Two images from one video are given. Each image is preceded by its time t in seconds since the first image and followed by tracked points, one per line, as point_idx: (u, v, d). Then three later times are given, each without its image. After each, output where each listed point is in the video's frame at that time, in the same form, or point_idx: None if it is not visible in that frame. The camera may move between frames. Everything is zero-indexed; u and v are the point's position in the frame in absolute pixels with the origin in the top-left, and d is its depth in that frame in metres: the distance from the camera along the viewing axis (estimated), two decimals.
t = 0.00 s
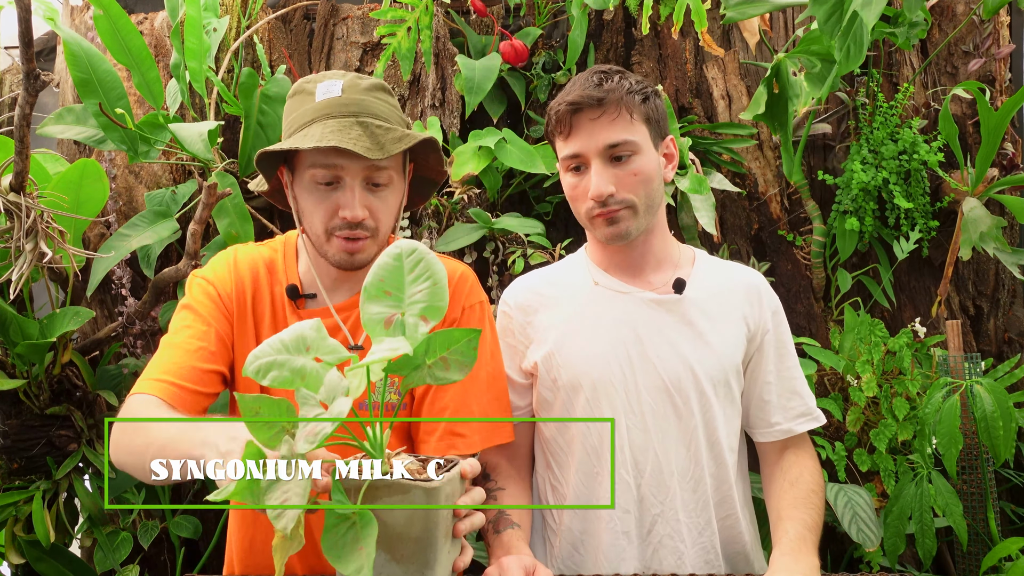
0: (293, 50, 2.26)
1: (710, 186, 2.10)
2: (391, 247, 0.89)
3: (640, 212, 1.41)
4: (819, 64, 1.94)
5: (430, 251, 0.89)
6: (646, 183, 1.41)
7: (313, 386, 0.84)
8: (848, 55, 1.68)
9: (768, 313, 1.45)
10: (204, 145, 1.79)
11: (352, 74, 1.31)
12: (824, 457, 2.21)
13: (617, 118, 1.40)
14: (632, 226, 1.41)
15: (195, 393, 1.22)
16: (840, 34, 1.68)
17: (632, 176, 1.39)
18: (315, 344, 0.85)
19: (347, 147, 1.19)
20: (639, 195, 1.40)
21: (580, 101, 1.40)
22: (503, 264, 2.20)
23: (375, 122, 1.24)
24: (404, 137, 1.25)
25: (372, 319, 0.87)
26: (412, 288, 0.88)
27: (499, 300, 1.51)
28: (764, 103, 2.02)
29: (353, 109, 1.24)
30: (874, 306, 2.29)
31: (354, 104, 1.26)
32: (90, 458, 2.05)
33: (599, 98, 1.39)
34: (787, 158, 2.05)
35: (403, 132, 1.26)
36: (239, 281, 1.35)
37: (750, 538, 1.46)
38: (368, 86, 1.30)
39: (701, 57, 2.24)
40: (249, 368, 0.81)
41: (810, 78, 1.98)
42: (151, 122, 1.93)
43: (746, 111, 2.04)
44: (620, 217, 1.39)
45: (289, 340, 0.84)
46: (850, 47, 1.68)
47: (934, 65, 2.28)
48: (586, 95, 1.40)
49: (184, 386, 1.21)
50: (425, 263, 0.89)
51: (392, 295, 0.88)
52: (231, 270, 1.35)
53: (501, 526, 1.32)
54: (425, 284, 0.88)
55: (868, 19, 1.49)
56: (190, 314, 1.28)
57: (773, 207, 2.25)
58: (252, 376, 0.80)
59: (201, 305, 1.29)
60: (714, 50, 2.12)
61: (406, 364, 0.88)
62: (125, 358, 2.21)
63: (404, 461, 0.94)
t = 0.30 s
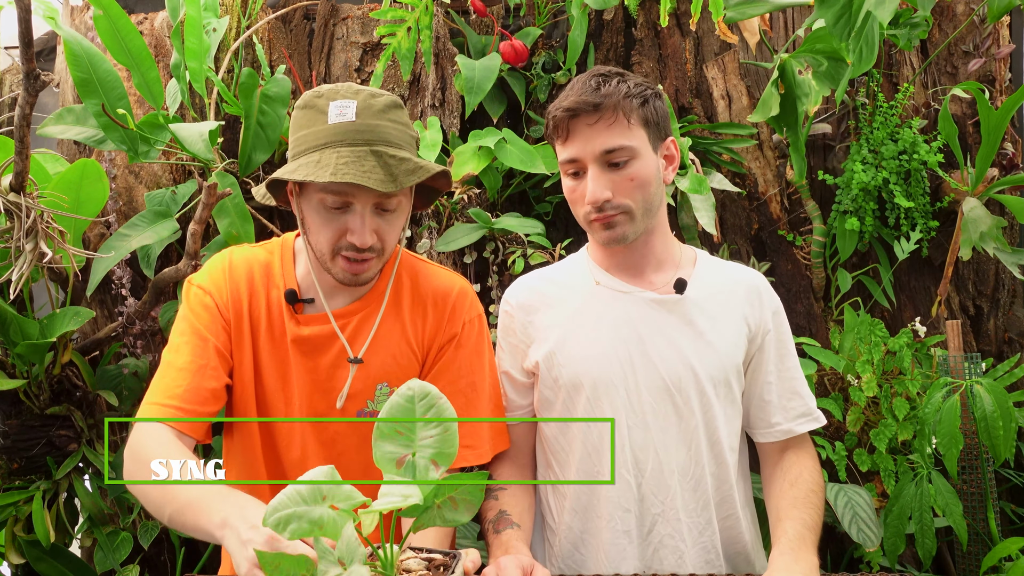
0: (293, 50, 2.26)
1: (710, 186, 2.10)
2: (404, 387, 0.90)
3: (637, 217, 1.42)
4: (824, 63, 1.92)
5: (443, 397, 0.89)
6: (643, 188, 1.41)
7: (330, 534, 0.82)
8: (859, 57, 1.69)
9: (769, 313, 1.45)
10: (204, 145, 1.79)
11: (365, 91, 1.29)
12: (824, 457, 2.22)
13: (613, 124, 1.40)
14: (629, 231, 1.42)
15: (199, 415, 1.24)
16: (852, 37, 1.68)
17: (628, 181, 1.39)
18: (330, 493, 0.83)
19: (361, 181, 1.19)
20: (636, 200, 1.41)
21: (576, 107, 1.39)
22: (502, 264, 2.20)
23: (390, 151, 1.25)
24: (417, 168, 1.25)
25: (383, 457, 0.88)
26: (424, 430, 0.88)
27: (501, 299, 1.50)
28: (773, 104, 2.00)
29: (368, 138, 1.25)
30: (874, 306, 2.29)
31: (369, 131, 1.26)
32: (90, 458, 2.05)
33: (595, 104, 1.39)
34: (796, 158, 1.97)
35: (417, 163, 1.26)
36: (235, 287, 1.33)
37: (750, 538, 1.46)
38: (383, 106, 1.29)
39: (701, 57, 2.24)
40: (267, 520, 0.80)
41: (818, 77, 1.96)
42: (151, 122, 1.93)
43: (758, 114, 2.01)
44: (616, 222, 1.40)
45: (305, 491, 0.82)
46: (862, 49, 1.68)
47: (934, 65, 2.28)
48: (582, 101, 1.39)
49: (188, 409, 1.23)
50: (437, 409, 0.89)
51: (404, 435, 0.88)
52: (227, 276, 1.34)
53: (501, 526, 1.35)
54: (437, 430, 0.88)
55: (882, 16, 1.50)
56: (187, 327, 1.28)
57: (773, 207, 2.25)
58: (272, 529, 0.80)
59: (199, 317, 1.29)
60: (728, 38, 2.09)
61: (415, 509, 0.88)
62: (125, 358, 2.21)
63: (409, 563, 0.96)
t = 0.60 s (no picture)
0: (293, 50, 2.26)
1: (710, 186, 2.10)
2: (422, 374, 0.91)
3: (636, 221, 1.42)
4: (823, 63, 1.94)
5: (459, 383, 0.90)
6: (642, 192, 1.41)
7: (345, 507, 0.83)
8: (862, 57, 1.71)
9: (773, 313, 1.45)
10: (204, 145, 1.79)
11: (360, 94, 1.28)
12: (825, 457, 2.21)
13: (610, 129, 1.40)
14: (628, 235, 1.42)
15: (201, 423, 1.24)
16: (853, 38, 1.70)
17: (626, 186, 1.39)
18: (350, 464, 0.84)
19: (355, 187, 1.19)
20: (635, 205, 1.41)
21: (572, 114, 1.39)
22: (502, 264, 2.20)
23: (385, 155, 1.25)
24: (413, 172, 1.25)
25: (398, 440, 0.88)
26: (440, 414, 0.89)
27: (505, 300, 1.51)
28: (771, 105, 2.00)
29: (363, 143, 1.25)
30: (874, 306, 2.29)
31: (363, 135, 1.25)
32: (89, 458, 2.05)
33: (591, 110, 1.39)
34: (790, 157, 2.04)
35: (413, 167, 1.26)
36: (230, 294, 1.34)
37: (754, 539, 1.45)
38: (378, 109, 1.28)
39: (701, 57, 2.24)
40: (287, 484, 0.79)
41: (815, 78, 1.97)
42: (151, 122, 1.93)
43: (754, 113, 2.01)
44: (615, 227, 1.41)
45: (326, 460, 0.83)
46: (863, 50, 1.71)
47: (934, 65, 2.28)
48: (579, 107, 1.39)
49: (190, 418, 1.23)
50: (453, 395, 0.90)
51: (419, 418, 0.89)
52: (222, 283, 1.34)
53: (502, 526, 1.35)
54: (452, 413, 0.89)
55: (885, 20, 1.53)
56: (184, 336, 1.28)
57: (773, 207, 2.25)
58: (291, 494, 0.79)
59: (195, 326, 1.29)
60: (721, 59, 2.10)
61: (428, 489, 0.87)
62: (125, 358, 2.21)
63: (410, 559, 0.96)
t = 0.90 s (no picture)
0: (293, 50, 2.26)
1: (710, 186, 2.10)
2: (428, 372, 0.91)
3: (635, 225, 1.42)
4: (824, 62, 1.94)
5: (464, 383, 0.90)
6: (640, 197, 1.41)
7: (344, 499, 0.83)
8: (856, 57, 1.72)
9: (776, 313, 1.45)
10: (204, 146, 1.79)
11: (351, 90, 1.28)
12: (825, 456, 2.21)
13: (608, 133, 1.40)
14: (627, 240, 1.42)
15: (199, 420, 1.24)
16: (848, 36, 1.70)
17: (623, 191, 1.39)
18: (351, 459, 0.84)
19: (345, 178, 1.20)
20: (632, 210, 1.41)
21: (569, 119, 1.40)
22: (502, 264, 2.20)
23: (375, 149, 1.25)
24: (403, 165, 1.25)
25: (402, 436, 0.88)
26: (443, 413, 0.89)
27: (508, 300, 1.51)
28: (771, 103, 2.01)
29: (352, 135, 1.25)
30: (874, 305, 2.29)
31: (352, 129, 1.26)
32: (89, 458, 2.05)
33: (588, 115, 1.40)
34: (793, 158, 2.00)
35: (403, 159, 1.26)
36: (226, 291, 1.34)
37: (758, 539, 1.45)
38: (368, 104, 1.28)
39: (701, 57, 2.24)
40: (288, 476, 0.80)
41: (816, 77, 1.97)
42: (151, 122, 1.93)
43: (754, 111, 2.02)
44: (614, 231, 1.41)
45: (327, 454, 0.83)
46: (858, 49, 1.71)
47: (934, 65, 2.28)
48: (575, 113, 1.40)
49: (188, 415, 1.23)
50: (457, 394, 0.90)
51: (422, 416, 0.89)
52: (217, 281, 1.34)
53: (505, 526, 1.35)
54: (455, 413, 0.89)
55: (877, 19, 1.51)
56: (180, 333, 1.27)
57: (773, 207, 2.25)
58: (290, 486, 0.80)
59: (192, 323, 1.28)
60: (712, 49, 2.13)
61: (427, 486, 0.88)
62: (125, 358, 2.21)
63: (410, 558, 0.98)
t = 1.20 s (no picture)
0: (293, 50, 2.26)
1: (710, 186, 2.10)
2: (433, 373, 0.92)
3: (635, 226, 1.42)
4: (823, 63, 1.94)
5: (468, 385, 0.91)
6: (640, 197, 1.41)
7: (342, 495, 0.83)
8: (857, 56, 1.67)
9: (777, 313, 1.45)
10: (204, 145, 1.79)
11: (344, 87, 1.29)
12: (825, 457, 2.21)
13: (608, 134, 1.40)
14: (627, 240, 1.42)
15: (199, 420, 1.24)
16: (850, 36, 1.69)
17: (624, 191, 1.39)
18: (351, 456, 0.84)
19: (338, 175, 1.20)
20: (633, 210, 1.41)
21: (570, 119, 1.40)
22: (503, 264, 2.20)
23: (367, 145, 1.25)
24: (394, 163, 1.25)
25: (404, 435, 0.89)
26: (445, 413, 0.89)
27: (509, 300, 1.51)
28: (767, 103, 2.04)
29: (345, 132, 1.26)
30: (874, 306, 2.29)
31: (345, 126, 1.26)
32: (89, 458, 2.05)
33: (588, 115, 1.40)
34: (790, 158, 2.05)
35: (395, 157, 1.26)
36: (225, 291, 1.34)
37: (759, 539, 1.45)
38: (361, 102, 1.29)
39: (701, 57, 2.24)
40: (290, 469, 0.80)
41: (815, 78, 1.97)
42: (151, 122, 1.93)
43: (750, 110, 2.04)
44: (614, 232, 1.41)
45: (328, 449, 0.83)
46: (859, 49, 1.67)
47: (934, 65, 2.28)
48: (575, 113, 1.40)
49: (188, 416, 1.23)
50: (460, 395, 0.90)
51: (425, 416, 0.90)
52: (217, 281, 1.34)
53: (505, 526, 1.35)
54: (456, 414, 0.89)
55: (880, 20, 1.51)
56: (180, 333, 1.27)
57: (773, 207, 2.25)
58: (290, 479, 0.80)
59: (191, 323, 1.28)
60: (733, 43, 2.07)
61: (425, 485, 0.88)
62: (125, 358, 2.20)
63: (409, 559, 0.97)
